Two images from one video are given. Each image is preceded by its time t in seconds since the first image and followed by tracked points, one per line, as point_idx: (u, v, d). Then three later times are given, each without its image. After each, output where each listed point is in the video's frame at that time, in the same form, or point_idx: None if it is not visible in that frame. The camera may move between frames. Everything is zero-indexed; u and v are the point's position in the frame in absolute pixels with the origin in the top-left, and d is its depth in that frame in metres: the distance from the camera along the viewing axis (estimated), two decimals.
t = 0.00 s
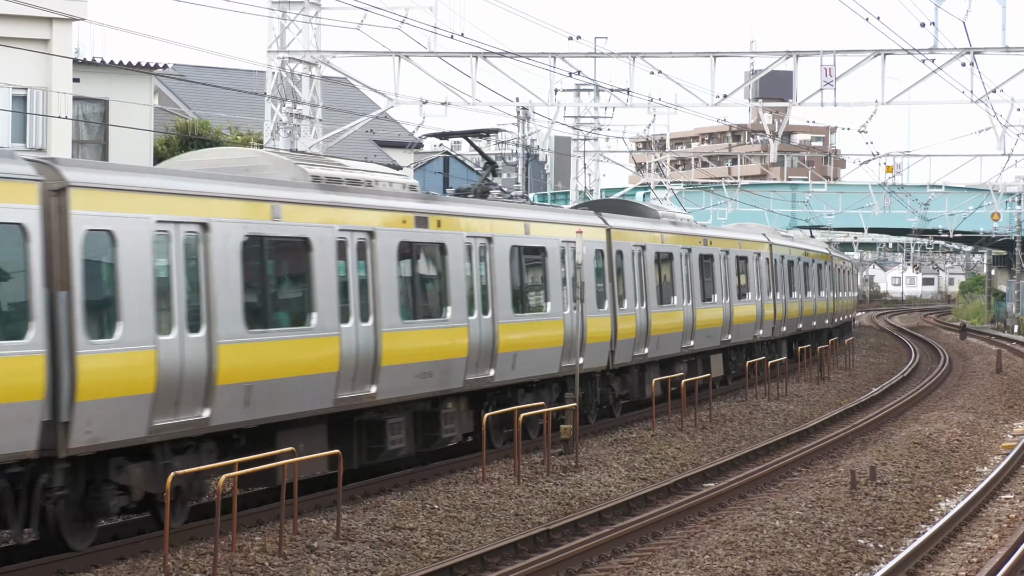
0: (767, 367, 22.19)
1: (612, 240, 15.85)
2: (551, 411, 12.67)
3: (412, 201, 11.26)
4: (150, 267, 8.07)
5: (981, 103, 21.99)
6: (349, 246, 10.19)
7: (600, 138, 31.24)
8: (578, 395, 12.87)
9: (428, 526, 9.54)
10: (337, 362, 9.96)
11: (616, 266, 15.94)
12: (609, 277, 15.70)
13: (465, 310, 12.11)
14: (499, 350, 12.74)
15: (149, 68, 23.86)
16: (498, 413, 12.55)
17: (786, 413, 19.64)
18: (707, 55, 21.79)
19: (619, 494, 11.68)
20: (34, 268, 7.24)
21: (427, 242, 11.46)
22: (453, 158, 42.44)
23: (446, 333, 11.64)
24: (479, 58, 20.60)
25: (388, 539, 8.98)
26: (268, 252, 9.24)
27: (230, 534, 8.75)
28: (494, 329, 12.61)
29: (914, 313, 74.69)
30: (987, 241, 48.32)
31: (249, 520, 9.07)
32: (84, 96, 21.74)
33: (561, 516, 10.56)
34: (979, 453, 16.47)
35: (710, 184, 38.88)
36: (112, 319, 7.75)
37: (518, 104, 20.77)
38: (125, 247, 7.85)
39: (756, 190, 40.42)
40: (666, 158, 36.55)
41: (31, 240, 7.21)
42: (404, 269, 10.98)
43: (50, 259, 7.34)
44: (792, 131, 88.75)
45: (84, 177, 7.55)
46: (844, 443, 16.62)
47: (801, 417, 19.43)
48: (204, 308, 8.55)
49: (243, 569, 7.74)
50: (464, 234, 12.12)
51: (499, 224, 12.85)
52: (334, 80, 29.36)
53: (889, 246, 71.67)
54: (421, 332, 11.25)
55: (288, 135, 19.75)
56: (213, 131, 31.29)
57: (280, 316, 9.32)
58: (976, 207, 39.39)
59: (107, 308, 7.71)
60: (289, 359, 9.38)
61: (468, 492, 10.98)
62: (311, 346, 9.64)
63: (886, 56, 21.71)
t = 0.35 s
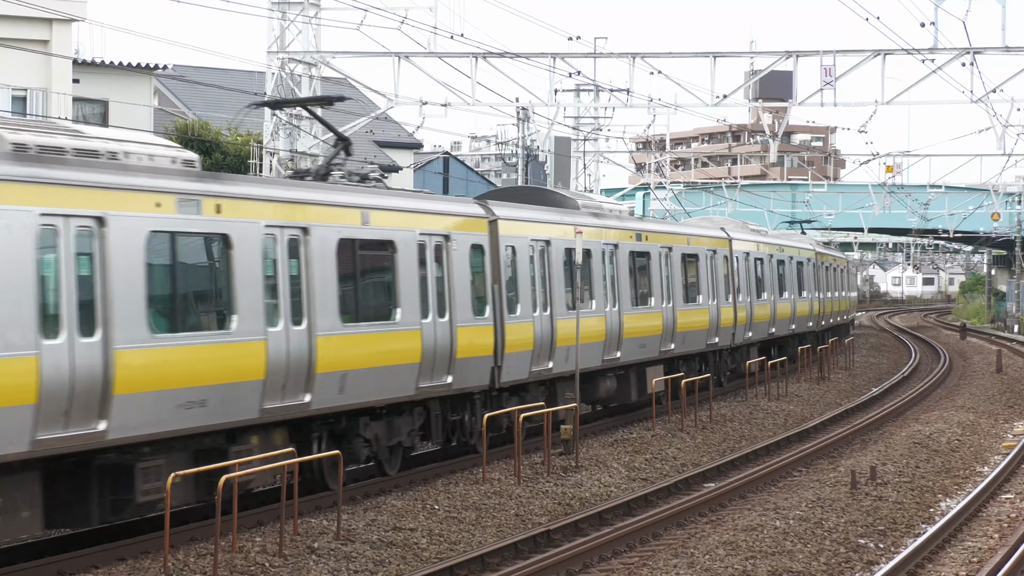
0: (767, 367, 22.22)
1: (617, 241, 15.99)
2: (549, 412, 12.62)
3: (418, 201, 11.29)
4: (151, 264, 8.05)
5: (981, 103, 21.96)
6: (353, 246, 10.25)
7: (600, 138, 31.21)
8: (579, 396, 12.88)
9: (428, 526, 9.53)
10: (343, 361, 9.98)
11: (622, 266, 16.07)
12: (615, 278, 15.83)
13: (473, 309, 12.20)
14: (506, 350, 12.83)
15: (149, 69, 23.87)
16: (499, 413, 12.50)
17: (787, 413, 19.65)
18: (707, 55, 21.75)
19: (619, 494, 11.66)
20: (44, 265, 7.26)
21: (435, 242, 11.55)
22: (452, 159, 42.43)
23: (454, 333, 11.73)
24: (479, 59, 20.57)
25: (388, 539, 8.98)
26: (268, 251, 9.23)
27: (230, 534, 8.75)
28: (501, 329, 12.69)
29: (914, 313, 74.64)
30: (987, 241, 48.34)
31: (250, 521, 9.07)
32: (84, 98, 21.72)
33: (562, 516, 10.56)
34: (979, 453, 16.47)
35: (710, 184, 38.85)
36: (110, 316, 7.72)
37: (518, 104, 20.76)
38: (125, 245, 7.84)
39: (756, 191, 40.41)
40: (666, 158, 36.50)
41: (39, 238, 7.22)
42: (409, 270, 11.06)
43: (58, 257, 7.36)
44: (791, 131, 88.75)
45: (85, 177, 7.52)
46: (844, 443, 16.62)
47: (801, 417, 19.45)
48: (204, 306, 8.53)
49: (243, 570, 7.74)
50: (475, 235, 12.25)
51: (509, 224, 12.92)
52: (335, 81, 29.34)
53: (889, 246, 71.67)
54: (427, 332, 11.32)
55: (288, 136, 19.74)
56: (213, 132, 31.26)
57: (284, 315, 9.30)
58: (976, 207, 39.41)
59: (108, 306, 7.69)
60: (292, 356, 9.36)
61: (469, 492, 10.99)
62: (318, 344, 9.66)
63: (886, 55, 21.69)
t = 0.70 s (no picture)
0: (767, 367, 22.26)
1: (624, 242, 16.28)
2: (546, 412, 12.50)
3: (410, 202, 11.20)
4: (177, 266, 8.28)
5: (981, 103, 21.93)
6: (377, 246, 10.63)
7: (600, 138, 31.21)
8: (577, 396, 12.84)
9: (428, 527, 9.53)
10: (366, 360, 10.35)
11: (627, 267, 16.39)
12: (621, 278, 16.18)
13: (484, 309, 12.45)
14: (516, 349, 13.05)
15: (148, 68, 23.86)
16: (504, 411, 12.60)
17: (786, 413, 19.66)
18: (707, 55, 21.74)
19: (619, 495, 11.66)
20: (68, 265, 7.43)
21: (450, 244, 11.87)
22: (452, 159, 42.41)
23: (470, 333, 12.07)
24: (478, 58, 20.54)
25: (388, 539, 8.99)
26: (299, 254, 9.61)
27: (230, 534, 8.74)
28: (511, 329, 12.90)
29: (914, 314, 74.51)
30: (987, 241, 48.36)
31: (249, 521, 9.07)
32: (83, 97, 21.71)
33: (562, 516, 10.56)
34: (979, 453, 16.49)
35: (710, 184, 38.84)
36: (137, 316, 7.93)
37: (517, 104, 20.75)
38: (147, 246, 8.04)
39: (756, 191, 40.41)
40: (665, 158, 36.48)
41: (66, 240, 7.42)
42: (431, 270, 11.37)
43: (81, 258, 7.54)
44: (791, 131, 88.72)
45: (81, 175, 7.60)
46: (844, 443, 16.63)
47: (801, 417, 19.47)
48: (231, 307, 8.77)
49: (243, 570, 7.74)
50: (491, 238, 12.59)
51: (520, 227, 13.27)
52: (334, 81, 29.32)
53: (888, 246, 71.68)
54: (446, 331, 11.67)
55: (288, 136, 19.70)
56: (212, 132, 31.26)
57: (310, 315, 9.65)
58: (976, 207, 39.42)
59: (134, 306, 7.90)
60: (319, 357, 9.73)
61: (468, 492, 11.00)
62: (343, 344, 10.03)
63: (886, 56, 21.69)
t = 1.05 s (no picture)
0: (767, 367, 22.28)
1: (626, 242, 16.45)
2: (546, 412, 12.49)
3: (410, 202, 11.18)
4: (198, 268, 8.50)
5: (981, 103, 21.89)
6: (378, 247, 10.64)
7: (600, 139, 31.20)
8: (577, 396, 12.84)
9: (428, 527, 9.53)
10: (370, 359, 10.45)
11: (629, 266, 16.52)
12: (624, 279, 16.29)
13: (486, 309, 12.56)
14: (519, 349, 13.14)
15: (149, 69, 23.87)
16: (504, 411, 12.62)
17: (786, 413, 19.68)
18: (706, 56, 21.71)
19: (618, 495, 11.66)
20: (104, 269, 7.72)
21: (452, 245, 11.92)
22: (452, 160, 42.40)
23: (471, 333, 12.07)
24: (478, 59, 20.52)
25: (388, 540, 8.99)
26: (301, 254, 9.64)
27: (229, 534, 8.74)
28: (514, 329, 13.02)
29: (914, 314, 74.49)
30: (987, 242, 48.34)
31: (249, 521, 9.08)
32: (82, 99, 21.69)
33: (561, 517, 10.56)
34: (979, 453, 16.49)
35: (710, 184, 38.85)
36: (160, 317, 8.16)
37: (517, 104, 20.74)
38: (171, 249, 8.26)
39: (756, 191, 40.42)
40: (664, 159, 36.47)
41: (95, 244, 7.66)
42: (429, 269, 11.41)
43: (110, 262, 7.78)
44: (790, 131, 88.69)
45: (83, 178, 7.61)
46: (844, 443, 16.64)
47: (801, 417, 19.50)
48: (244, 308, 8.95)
49: (242, 570, 7.74)
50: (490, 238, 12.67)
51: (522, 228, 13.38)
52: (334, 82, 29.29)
53: (889, 246, 71.68)
54: (448, 331, 11.74)
55: (288, 136, 19.69)
56: (212, 133, 31.24)
57: (315, 315, 9.72)
58: (975, 208, 39.42)
59: (158, 307, 8.13)
60: (323, 357, 9.81)
61: (468, 492, 11.00)
62: (345, 343, 10.11)
63: (885, 56, 21.67)
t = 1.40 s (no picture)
0: (766, 367, 22.34)
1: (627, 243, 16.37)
2: (546, 413, 12.48)
3: (410, 203, 11.17)
4: (211, 268, 8.54)
5: (979, 103, 21.88)
6: (391, 249, 10.80)
7: (597, 140, 31.21)
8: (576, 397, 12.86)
9: (426, 528, 9.52)
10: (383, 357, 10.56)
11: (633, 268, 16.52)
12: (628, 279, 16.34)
13: (505, 309, 12.87)
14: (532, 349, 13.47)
15: (146, 71, 23.85)
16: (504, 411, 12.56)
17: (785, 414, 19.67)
18: (704, 56, 21.70)
19: (617, 496, 11.65)
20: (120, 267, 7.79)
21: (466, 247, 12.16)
22: (449, 161, 42.39)
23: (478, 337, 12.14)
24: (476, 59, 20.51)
25: (386, 541, 8.98)
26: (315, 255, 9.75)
27: (228, 536, 8.72)
28: (528, 329, 13.37)
29: (912, 314, 74.52)
30: (984, 242, 48.37)
31: (247, 523, 9.05)
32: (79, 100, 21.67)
33: (560, 518, 10.56)
34: (977, 453, 16.49)
35: (708, 185, 38.87)
36: (175, 316, 8.21)
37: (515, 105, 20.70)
38: (181, 249, 8.27)
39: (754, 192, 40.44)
40: (662, 159, 36.45)
41: (107, 243, 7.69)
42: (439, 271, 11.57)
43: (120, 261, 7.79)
44: (788, 131, 88.75)
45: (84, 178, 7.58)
46: (842, 444, 16.64)
47: (800, 418, 19.52)
48: (260, 308, 9.04)
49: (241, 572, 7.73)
50: (498, 239, 12.78)
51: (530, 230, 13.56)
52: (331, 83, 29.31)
53: (887, 246, 71.75)
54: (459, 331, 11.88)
55: (286, 138, 19.69)
56: (210, 135, 31.24)
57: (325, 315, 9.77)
58: (973, 207, 39.44)
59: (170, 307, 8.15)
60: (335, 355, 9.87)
61: (466, 494, 10.99)
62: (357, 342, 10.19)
63: (882, 56, 21.68)
